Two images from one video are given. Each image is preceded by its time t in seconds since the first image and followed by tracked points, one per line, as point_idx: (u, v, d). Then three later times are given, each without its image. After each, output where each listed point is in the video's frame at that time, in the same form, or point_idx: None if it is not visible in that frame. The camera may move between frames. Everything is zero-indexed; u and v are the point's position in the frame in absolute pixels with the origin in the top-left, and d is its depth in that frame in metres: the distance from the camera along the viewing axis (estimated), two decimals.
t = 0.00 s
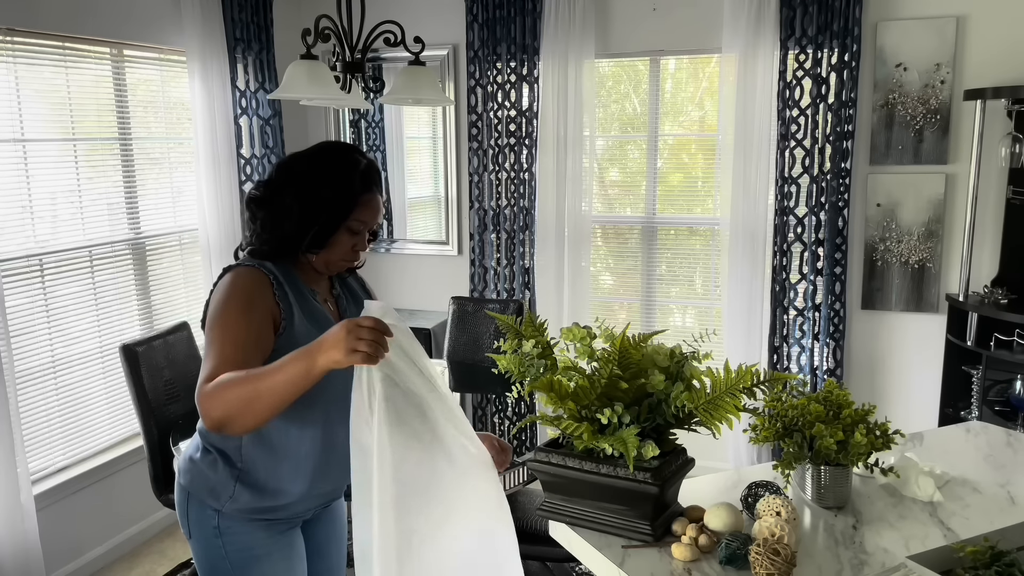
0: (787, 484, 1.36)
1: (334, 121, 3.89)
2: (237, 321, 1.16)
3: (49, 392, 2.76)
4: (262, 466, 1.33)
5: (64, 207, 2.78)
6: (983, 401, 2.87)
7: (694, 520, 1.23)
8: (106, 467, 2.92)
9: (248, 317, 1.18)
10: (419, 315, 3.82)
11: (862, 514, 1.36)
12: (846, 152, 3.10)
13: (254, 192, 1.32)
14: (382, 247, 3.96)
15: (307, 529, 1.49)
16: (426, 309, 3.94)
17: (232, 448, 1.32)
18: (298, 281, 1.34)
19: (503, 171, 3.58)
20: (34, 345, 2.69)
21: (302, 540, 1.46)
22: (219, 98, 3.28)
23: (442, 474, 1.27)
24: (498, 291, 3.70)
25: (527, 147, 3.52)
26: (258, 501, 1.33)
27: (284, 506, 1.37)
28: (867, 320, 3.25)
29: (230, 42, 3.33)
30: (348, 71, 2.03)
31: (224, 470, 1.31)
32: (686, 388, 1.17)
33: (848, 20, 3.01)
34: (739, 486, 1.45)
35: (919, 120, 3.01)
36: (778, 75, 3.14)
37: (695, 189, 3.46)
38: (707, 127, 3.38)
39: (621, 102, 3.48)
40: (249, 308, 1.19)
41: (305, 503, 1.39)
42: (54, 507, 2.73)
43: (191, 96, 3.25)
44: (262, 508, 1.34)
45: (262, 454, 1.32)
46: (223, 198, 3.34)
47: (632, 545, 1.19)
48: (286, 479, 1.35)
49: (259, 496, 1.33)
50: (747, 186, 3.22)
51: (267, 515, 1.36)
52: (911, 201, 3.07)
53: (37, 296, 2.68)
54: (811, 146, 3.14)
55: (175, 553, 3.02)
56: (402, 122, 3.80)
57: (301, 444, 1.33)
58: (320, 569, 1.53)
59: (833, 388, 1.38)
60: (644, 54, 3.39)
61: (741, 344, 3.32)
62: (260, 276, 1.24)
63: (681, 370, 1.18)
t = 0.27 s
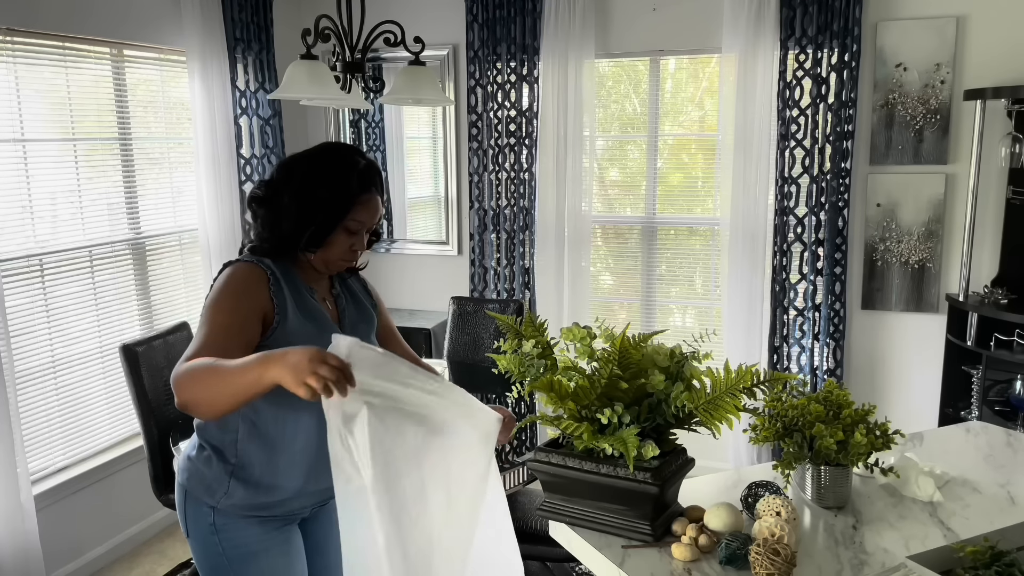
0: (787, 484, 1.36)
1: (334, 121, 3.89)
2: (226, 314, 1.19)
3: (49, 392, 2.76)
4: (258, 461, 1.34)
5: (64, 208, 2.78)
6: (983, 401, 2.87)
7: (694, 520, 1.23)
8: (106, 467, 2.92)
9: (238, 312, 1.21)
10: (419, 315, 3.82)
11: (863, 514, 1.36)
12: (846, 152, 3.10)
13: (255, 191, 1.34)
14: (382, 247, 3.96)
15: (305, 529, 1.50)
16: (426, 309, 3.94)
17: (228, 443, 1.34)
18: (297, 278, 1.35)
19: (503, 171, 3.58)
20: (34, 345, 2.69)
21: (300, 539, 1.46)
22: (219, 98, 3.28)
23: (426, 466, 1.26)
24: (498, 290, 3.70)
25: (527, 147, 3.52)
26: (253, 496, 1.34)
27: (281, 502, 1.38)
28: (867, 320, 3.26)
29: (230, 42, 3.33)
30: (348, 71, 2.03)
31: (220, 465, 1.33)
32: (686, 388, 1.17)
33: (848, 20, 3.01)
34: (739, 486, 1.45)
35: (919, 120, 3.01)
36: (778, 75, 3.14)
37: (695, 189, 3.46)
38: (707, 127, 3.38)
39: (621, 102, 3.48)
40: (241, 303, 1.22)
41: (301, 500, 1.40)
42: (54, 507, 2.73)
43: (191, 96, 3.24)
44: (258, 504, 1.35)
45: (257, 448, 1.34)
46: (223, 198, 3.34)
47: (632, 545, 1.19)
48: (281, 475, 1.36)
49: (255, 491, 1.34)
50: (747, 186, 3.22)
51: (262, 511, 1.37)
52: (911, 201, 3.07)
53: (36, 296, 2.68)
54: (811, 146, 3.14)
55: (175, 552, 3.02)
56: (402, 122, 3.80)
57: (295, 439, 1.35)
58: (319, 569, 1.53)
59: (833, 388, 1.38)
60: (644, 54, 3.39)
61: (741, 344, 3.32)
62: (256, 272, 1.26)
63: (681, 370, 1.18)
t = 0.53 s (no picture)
0: (787, 484, 1.36)
1: (334, 121, 3.89)
2: (212, 310, 1.23)
3: (49, 392, 2.76)
4: (250, 455, 1.37)
5: (64, 208, 2.78)
6: (983, 401, 2.87)
7: (694, 520, 1.23)
8: (106, 467, 2.92)
9: (225, 308, 1.25)
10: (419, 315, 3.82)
11: (862, 514, 1.36)
12: (846, 152, 3.10)
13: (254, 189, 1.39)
14: (382, 247, 3.96)
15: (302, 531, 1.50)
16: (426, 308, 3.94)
17: (220, 438, 1.36)
18: (291, 276, 1.39)
19: (503, 171, 3.58)
20: (34, 345, 2.69)
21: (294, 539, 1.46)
22: (219, 98, 3.29)
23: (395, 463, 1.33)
24: (498, 291, 3.70)
25: (527, 147, 3.52)
26: (245, 490, 1.36)
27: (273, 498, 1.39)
28: (868, 320, 3.25)
29: (230, 42, 3.33)
30: (348, 71, 2.03)
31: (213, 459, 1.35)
32: (687, 388, 1.16)
33: (848, 19, 3.01)
34: (739, 486, 1.45)
35: (919, 119, 3.01)
36: (778, 75, 3.14)
37: (695, 189, 3.46)
38: (707, 127, 3.38)
39: (621, 102, 3.48)
40: (228, 301, 1.26)
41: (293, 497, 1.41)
42: (54, 508, 2.73)
43: (191, 95, 3.24)
44: (250, 498, 1.37)
45: (249, 443, 1.37)
46: (223, 198, 3.34)
47: (633, 545, 1.19)
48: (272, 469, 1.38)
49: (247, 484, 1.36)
50: (747, 186, 3.22)
51: (255, 507, 1.38)
52: (911, 201, 3.06)
53: (36, 296, 2.68)
54: (811, 146, 3.14)
55: (175, 552, 3.02)
56: (402, 122, 3.80)
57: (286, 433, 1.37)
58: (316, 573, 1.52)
59: (833, 388, 1.38)
60: (644, 54, 3.39)
61: (741, 344, 3.32)
62: (250, 269, 1.31)
63: (682, 370, 1.18)
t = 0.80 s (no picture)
0: (787, 484, 1.36)
1: (334, 121, 3.89)
2: (205, 306, 1.27)
3: (49, 392, 2.76)
4: (241, 453, 1.38)
5: (64, 208, 2.78)
6: (983, 401, 2.87)
7: (694, 519, 1.23)
8: (106, 467, 2.92)
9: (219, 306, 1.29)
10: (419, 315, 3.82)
11: (862, 514, 1.36)
12: (846, 152, 3.10)
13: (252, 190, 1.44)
14: (382, 247, 3.96)
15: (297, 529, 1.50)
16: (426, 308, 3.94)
17: (215, 436, 1.39)
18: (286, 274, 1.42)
19: (503, 171, 3.58)
20: (34, 345, 2.69)
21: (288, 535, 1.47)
22: (219, 98, 3.28)
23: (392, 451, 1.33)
24: (498, 291, 3.70)
25: (527, 147, 3.52)
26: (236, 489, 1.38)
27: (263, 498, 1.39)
28: (867, 320, 3.26)
29: (230, 42, 3.33)
30: (348, 71, 2.03)
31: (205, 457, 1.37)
32: (687, 388, 1.16)
33: (848, 19, 3.01)
34: (740, 486, 1.45)
35: (919, 119, 3.01)
36: (778, 75, 3.14)
37: (695, 189, 3.46)
38: (708, 127, 3.38)
39: (621, 102, 3.48)
40: (221, 299, 1.30)
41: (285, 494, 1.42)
42: (54, 507, 2.74)
43: (191, 96, 3.24)
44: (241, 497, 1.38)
45: (242, 441, 1.38)
46: (223, 198, 3.34)
47: (633, 545, 1.19)
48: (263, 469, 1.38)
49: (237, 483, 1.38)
50: (747, 186, 3.22)
51: (248, 506, 1.39)
52: (911, 201, 3.06)
53: (36, 296, 2.68)
54: (811, 146, 3.14)
55: (175, 552, 3.02)
56: (402, 122, 3.80)
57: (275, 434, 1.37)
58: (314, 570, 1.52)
59: (833, 388, 1.37)
60: (644, 54, 3.39)
61: (741, 344, 3.32)
62: (245, 267, 1.36)
63: (681, 370, 1.18)
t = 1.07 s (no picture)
0: (787, 484, 1.36)
1: (334, 121, 3.89)
2: (201, 306, 1.28)
3: (49, 392, 2.76)
4: (235, 452, 1.39)
5: (64, 207, 2.78)
6: (983, 401, 2.87)
7: (694, 520, 1.23)
8: (106, 467, 2.92)
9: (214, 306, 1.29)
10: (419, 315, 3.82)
11: (862, 514, 1.36)
12: (846, 152, 3.10)
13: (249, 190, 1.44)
14: (382, 247, 3.96)
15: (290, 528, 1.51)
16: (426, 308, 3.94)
17: (208, 435, 1.39)
18: (281, 274, 1.43)
19: (503, 171, 3.58)
20: (34, 344, 2.69)
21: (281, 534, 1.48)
22: (219, 98, 3.28)
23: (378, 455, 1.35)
24: (498, 291, 3.70)
25: (527, 147, 3.52)
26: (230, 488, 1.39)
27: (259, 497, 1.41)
28: (868, 321, 3.25)
29: (230, 42, 3.33)
30: (348, 71, 2.03)
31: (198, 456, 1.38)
32: (687, 388, 1.16)
33: (848, 19, 3.01)
34: (740, 486, 1.45)
35: (919, 119, 3.01)
36: (778, 75, 3.14)
37: (695, 189, 3.46)
38: (707, 127, 3.38)
39: (621, 102, 3.48)
40: (217, 299, 1.30)
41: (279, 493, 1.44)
42: (54, 507, 2.74)
43: (191, 96, 3.24)
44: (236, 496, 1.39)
45: (235, 441, 1.39)
46: (223, 198, 3.34)
47: (633, 545, 1.19)
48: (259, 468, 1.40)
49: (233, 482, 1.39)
50: (747, 186, 3.22)
51: (241, 504, 1.41)
52: (911, 201, 3.06)
53: (36, 296, 2.68)
54: (811, 146, 3.14)
55: (175, 552, 3.02)
56: (402, 122, 3.80)
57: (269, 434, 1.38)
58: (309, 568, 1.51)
59: (833, 388, 1.37)
60: (644, 54, 3.39)
61: (741, 344, 3.32)
62: (241, 268, 1.36)
63: (682, 370, 1.18)
